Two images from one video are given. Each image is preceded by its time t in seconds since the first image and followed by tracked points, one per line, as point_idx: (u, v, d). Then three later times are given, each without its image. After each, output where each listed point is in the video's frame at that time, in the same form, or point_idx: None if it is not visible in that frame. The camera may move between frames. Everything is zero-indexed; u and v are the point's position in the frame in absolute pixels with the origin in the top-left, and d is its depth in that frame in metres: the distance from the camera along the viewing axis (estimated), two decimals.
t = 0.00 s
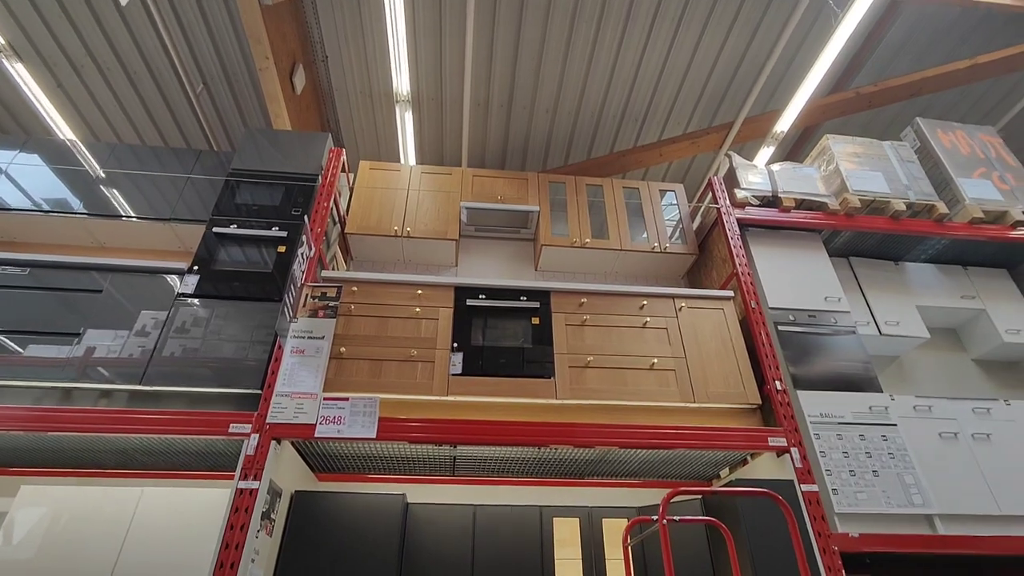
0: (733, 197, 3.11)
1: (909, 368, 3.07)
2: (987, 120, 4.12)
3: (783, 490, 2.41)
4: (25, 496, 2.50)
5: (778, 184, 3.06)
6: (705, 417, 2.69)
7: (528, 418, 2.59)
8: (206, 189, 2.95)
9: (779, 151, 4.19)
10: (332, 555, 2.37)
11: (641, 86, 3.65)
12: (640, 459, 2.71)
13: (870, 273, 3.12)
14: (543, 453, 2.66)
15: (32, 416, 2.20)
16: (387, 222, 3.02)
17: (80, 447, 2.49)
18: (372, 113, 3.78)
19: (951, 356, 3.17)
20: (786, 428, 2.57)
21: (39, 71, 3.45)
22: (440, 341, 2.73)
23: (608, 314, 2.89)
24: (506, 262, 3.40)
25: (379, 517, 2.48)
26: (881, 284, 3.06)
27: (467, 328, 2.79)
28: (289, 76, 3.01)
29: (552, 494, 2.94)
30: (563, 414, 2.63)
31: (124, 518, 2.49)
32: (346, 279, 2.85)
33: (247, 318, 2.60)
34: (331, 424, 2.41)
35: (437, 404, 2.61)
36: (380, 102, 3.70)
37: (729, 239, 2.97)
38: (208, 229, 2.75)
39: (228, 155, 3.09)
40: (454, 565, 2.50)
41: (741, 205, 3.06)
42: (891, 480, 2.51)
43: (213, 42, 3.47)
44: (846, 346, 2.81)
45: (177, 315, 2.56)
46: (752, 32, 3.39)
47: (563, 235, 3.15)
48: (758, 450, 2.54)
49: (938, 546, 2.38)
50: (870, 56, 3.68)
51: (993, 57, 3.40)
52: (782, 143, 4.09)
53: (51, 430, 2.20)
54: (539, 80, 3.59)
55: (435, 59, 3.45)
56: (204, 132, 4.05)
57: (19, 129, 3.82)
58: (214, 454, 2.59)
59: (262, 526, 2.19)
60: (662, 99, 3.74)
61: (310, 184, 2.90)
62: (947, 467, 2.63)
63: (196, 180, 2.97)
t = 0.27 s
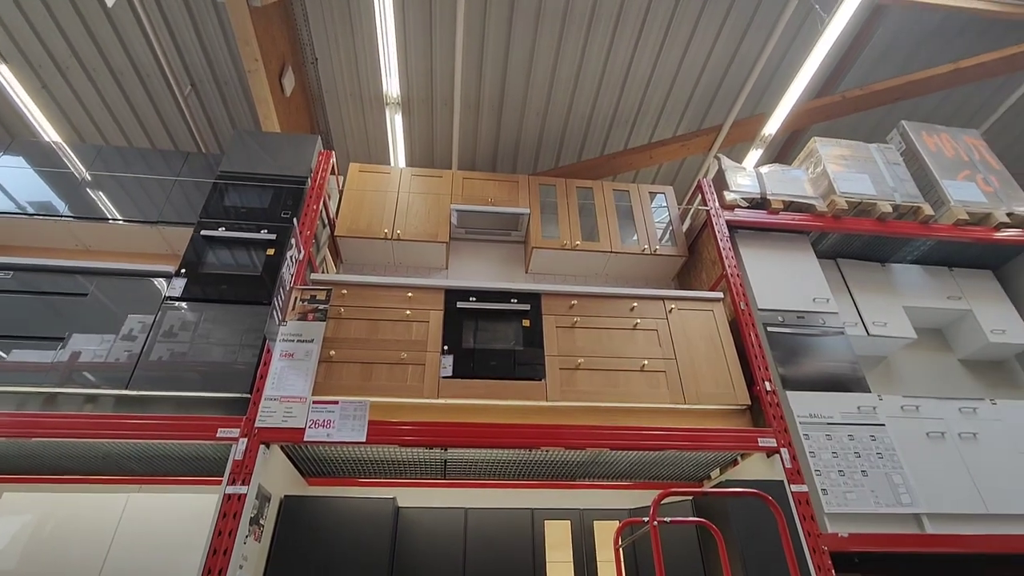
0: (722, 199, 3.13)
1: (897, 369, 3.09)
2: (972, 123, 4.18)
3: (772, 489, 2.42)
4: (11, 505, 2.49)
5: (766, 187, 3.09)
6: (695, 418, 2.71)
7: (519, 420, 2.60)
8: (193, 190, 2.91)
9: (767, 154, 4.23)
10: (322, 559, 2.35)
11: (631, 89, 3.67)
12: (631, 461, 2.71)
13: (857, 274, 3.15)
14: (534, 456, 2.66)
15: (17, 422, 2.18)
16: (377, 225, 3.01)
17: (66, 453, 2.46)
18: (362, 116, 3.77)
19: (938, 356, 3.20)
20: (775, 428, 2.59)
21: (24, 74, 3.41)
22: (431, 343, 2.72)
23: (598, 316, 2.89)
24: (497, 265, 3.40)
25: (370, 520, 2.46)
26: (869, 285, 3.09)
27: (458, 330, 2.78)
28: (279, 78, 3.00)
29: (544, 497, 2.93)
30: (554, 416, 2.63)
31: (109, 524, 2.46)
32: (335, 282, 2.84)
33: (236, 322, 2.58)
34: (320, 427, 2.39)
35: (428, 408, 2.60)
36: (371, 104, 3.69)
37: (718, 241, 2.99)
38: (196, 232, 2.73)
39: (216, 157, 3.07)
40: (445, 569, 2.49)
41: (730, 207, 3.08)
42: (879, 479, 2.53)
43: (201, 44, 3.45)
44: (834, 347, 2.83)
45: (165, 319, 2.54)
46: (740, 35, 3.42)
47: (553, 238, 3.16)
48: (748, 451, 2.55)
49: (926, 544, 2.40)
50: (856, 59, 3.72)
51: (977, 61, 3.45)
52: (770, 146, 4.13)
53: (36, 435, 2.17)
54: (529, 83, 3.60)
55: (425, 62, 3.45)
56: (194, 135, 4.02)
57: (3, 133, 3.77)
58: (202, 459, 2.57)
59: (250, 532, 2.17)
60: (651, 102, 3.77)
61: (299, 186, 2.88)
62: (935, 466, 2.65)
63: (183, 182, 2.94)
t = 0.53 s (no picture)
0: (711, 200, 3.15)
1: (884, 368, 3.12)
2: (957, 125, 4.24)
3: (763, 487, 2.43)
4: None
5: (756, 188, 3.11)
6: (686, 418, 2.72)
7: (511, 421, 2.60)
8: (182, 192, 2.89)
9: (757, 155, 4.26)
10: (311, 562, 2.33)
11: (622, 90, 3.68)
12: (622, 461, 2.72)
13: (846, 274, 3.17)
14: (526, 456, 2.65)
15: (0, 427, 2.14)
16: (367, 226, 2.99)
17: (51, 458, 2.42)
18: (352, 117, 3.75)
19: (925, 355, 3.23)
20: (765, 427, 2.61)
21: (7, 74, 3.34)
22: (421, 345, 2.71)
23: (589, 316, 2.90)
24: (488, 266, 3.39)
25: (361, 523, 2.44)
26: (856, 285, 3.12)
27: (449, 332, 2.78)
28: (267, 78, 2.98)
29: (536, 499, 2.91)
30: (545, 417, 2.63)
31: (96, 529, 2.43)
32: (325, 283, 2.82)
33: (225, 324, 2.57)
34: (310, 430, 2.40)
35: (418, 411, 2.60)
36: (361, 105, 3.68)
37: (708, 242, 3.01)
38: (183, 233, 2.69)
39: (204, 158, 3.04)
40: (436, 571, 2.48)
41: (720, 208, 3.10)
42: (868, 477, 2.55)
43: (190, 44, 3.46)
44: (822, 346, 2.85)
45: (153, 321, 2.52)
46: (730, 35, 3.43)
47: (544, 238, 3.16)
48: (738, 450, 2.57)
49: (913, 541, 2.42)
50: (843, 61, 3.77)
51: (961, 64, 3.50)
52: (759, 148, 4.16)
53: (21, 440, 2.13)
54: (520, 84, 3.61)
55: (415, 63, 3.44)
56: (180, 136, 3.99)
57: None
58: (189, 462, 2.54)
59: (239, 536, 2.15)
60: (641, 103, 3.78)
61: (288, 188, 2.86)
62: (922, 464, 2.68)
63: (171, 183, 2.92)
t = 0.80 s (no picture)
0: (707, 199, 3.13)
1: (881, 368, 3.10)
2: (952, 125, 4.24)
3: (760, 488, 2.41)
4: None
5: (752, 187, 3.09)
6: (681, 419, 2.70)
7: (505, 423, 2.57)
8: (170, 190, 2.87)
9: (754, 154, 4.23)
10: (303, 566, 2.29)
11: (619, 88, 3.65)
12: (618, 463, 2.69)
13: (842, 274, 3.15)
14: (520, 459, 2.62)
15: None
16: (360, 226, 2.96)
17: (36, 463, 2.38)
18: (344, 115, 3.72)
19: (921, 355, 3.22)
20: (761, 428, 2.60)
21: None
22: (414, 346, 2.68)
23: (584, 316, 2.87)
24: (481, 266, 3.35)
25: (353, 526, 2.41)
26: (853, 284, 3.09)
27: (442, 332, 2.74)
28: (257, 75, 2.93)
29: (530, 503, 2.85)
30: (540, 418, 2.60)
31: (82, 535, 2.39)
32: (317, 283, 2.77)
33: (215, 325, 2.53)
34: (300, 433, 2.36)
35: (413, 412, 2.56)
36: (352, 103, 3.64)
37: (704, 241, 2.99)
38: (172, 233, 2.65)
39: (192, 156, 3.00)
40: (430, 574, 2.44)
41: (716, 207, 3.08)
42: (865, 478, 2.54)
43: (179, 41, 3.44)
44: (819, 346, 2.83)
45: (141, 323, 2.48)
46: (727, 30, 3.39)
47: (539, 238, 3.13)
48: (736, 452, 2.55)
49: (910, 542, 2.41)
50: (841, 58, 3.74)
51: (956, 64, 3.49)
52: (756, 146, 4.15)
53: (4, 445, 2.09)
54: (514, 84, 3.58)
55: (408, 61, 3.41)
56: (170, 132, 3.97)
57: None
58: (177, 466, 2.50)
59: (228, 540, 2.11)
60: (637, 102, 3.75)
61: (278, 186, 2.82)
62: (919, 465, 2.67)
63: (158, 181, 2.87)
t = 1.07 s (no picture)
0: (735, 183, 2.70)
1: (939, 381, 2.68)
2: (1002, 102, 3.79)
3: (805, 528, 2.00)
4: None
5: (787, 169, 2.66)
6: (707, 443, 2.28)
7: (500, 449, 2.17)
8: (100, 173, 2.47)
9: (790, 130, 3.79)
10: None
11: (626, 54, 3.25)
12: (631, 495, 2.29)
13: (893, 271, 2.73)
14: (516, 491, 2.22)
15: None
16: (326, 216, 2.56)
17: None
18: (308, 86, 3.29)
19: (982, 364, 2.79)
20: (800, 453, 2.18)
21: None
22: (390, 357, 2.27)
23: (592, 322, 2.45)
24: (470, 261, 2.92)
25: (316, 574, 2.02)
26: (904, 284, 2.68)
27: (424, 341, 2.34)
28: (202, 40, 2.56)
29: (528, 540, 2.44)
30: (541, 442, 2.20)
31: None
32: (274, 283, 2.36)
33: (154, 333, 2.11)
34: (256, 460, 1.98)
35: (389, 436, 2.15)
36: (318, 73, 3.23)
37: (731, 233, 2.57)
38: (102, 224, 2.25)
39: (128, 134, 2.60)
40: None
41: (745, 192, 2.64)
42: (920, 512, 2.13)
43: None
44: (868, 356, 2.41)
45: (65, 332, 2.05)
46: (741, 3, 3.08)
47: (537, 230, 2.72)
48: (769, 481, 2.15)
49: None
50: (886, 24, 3.35)
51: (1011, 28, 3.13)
52: (794, 118, 3.69)
53: None
54: (507, 49, 3.19)
55: (384, 22, 3.02)
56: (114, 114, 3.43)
57: None
58: (109, 500, 2.10)
59: None
60: (646, 71, 3.35)
61: (229, 169, 2.42)
62: (984, 495, 2.27)
63: (87, 163, 2.49)
